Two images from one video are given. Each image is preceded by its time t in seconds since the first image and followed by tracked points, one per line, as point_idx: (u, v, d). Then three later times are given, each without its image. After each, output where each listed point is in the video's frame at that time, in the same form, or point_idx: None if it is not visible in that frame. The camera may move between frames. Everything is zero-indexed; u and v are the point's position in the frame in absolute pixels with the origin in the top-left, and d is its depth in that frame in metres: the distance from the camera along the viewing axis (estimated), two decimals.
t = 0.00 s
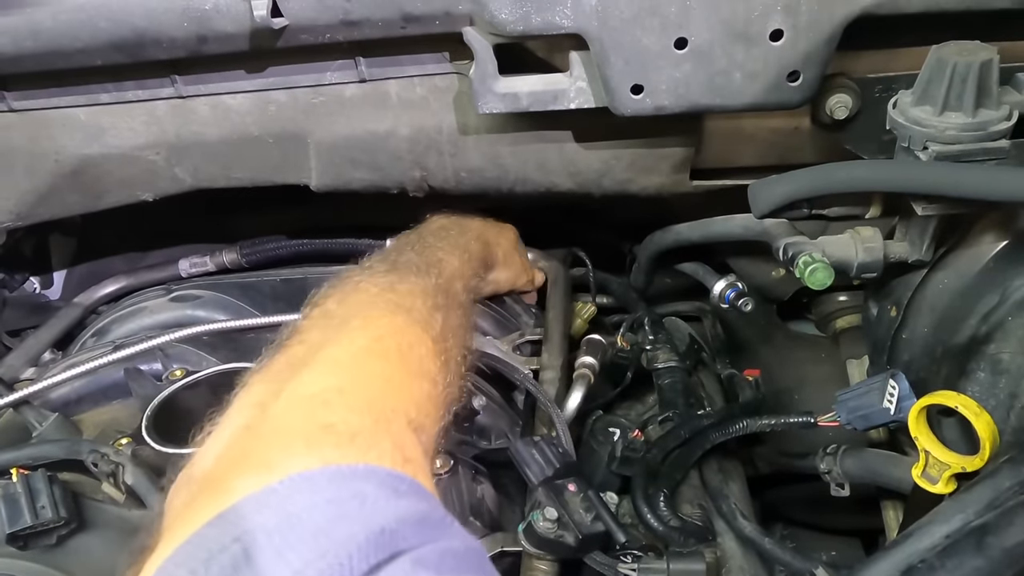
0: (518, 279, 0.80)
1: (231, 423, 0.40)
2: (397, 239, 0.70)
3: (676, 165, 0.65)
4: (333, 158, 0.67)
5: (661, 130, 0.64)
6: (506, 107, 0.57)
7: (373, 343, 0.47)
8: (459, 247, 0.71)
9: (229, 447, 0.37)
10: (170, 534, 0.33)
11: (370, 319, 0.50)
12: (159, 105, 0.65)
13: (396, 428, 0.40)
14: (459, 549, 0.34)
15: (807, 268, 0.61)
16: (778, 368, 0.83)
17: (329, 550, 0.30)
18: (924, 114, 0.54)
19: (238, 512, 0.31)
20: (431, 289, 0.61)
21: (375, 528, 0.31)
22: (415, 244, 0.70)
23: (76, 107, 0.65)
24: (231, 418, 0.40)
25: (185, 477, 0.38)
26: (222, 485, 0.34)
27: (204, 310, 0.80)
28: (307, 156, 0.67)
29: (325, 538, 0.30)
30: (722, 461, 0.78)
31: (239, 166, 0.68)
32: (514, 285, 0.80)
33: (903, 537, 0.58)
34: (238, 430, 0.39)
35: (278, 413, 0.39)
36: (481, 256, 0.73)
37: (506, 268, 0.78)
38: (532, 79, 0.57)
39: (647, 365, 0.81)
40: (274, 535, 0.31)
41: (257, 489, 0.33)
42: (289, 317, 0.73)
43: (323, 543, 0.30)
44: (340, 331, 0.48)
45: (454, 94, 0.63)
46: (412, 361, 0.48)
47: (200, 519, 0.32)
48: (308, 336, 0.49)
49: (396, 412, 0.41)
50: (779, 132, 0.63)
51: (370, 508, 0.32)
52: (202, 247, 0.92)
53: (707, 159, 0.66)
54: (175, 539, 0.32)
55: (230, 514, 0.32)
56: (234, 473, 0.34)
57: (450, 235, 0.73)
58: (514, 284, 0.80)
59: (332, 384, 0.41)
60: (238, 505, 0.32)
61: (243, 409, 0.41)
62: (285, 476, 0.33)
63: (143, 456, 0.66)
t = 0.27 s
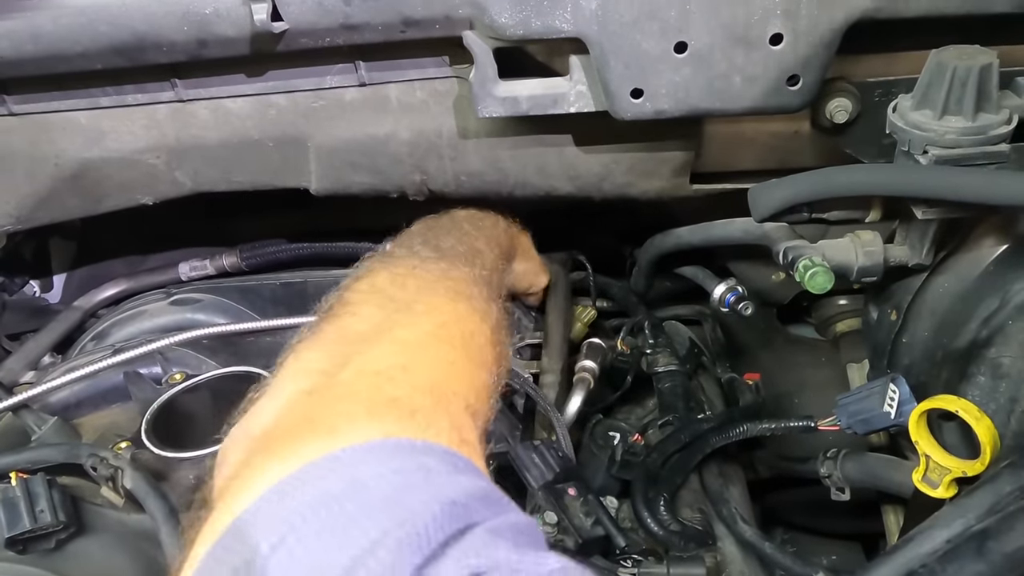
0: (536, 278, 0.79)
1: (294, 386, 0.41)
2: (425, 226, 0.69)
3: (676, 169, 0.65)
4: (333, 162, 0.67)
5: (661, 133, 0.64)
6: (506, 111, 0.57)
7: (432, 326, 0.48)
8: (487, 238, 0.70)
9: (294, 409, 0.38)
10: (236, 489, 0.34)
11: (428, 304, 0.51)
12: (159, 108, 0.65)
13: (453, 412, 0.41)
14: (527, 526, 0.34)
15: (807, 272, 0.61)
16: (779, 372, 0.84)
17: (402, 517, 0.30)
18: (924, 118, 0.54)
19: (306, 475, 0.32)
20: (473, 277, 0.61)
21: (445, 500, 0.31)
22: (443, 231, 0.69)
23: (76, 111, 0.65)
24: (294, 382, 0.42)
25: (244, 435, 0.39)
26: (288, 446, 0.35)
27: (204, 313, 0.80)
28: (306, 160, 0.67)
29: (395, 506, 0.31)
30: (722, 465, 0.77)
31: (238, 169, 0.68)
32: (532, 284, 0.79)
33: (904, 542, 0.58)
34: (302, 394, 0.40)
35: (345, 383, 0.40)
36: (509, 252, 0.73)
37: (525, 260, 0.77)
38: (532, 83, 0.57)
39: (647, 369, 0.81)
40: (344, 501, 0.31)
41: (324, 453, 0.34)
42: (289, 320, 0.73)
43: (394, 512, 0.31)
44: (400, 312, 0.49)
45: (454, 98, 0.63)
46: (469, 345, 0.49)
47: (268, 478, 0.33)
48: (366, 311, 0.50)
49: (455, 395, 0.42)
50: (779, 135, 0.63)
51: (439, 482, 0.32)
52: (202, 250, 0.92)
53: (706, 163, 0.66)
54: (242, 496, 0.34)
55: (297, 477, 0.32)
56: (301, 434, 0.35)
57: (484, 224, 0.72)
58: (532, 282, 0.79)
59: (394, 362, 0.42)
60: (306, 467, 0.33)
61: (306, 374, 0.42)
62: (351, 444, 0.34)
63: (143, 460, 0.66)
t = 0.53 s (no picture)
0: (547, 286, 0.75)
1: (348, 376, 0.43)
2: (446, 235, 0.70)
3: (676, 173, 0.65)
4: (333, 166, 0.67)
5: (662, 137, 0.63)
6: (506, 115, 0.57)
7: (476, 322, 0.50)
8: (507, 248, 0.69)
9: (356, 396, 0.40)
10: (307, 467, 0.36)
11: (471, 301, 0.53)
12: (160, 112, 0.65)
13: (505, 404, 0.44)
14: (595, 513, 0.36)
15: (807, 275, 0.61)
16: (779, 376, 0.84)
17: (484, 495, 0.32)
18: (924, 122, 0.54)
19: (382, 455, 0.34)
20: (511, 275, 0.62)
21: (523, 480, 0.33)
22: (464, 241, 0.68)
23: (76, 114, 0.65)
24: (348, 372, 0.44)
25: (300, 420, 0.41)
26: (358, 429, 0.37)
27: (204, 317, 0.80)
28: (306, 164, 0.67)
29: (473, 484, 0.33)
30: (723, 470, 0.77)
31: (238, 173, 0.68)
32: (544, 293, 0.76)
33: (905, 548, 0.58)
34: (360, 382, 0.42)
35: (404, 373, 0.42)
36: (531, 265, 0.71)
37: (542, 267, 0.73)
38: (532, 87, 0.57)
39: (648, 373, 0.81)
40: (422, 479, 0.33)
41: (397, 434, 0.36)
42: (289, 324, 0.73)
43: (474, 491, 0.32)
44: (445, 307, 0.51)
45: (454, 102, 0.63)
46: (512, 340, 0.51)
47: (344, 456, 0.35)
48: (411, 306, 0.52)
49: (504, 387, 0.45)
50: (779, 139, 0.63)
51: (511, 465, 0.34)
52: (202, 254, 0.92)
53: (706, 166, 0.66)
54: (316, 475, 0.35)
55: (374, 457, 0.34)
56: (369, 418, 0.38)
57: (512, 229, 0.72)
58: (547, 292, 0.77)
59: (447, 355, 0.45)
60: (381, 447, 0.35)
61: (359, 365, 0.44)
62: (422, 426, 0.36)
63: (143, 464, 0.66)
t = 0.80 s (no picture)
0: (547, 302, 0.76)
1: (370, 353, 0.45)
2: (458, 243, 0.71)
3: (676, 176, 0.65)
4: (334, 168, 0.67)
5: (662, 140, 0.63)
6: (506, 118, 0.57)
7: (494, 313, 0.52)
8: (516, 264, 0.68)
9: (378, 371, 0.42)
10: (335, 433, 0.37)
11: (490, 296, 0.54)
12: (160, 115, 0.65)
13: (519, 397, 0.45)
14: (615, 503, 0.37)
15: (807, 278, 0.61)
16: (778, 379, 0.83)
17: (527, 470, 0.33)
18: (924, 125, 0.54)
19: (407, 420, 0.36)
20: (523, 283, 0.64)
21: (559, 459, 0.35)
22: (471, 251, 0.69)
23: (77, 117, 0.65)
24: (369, 349, 0.45)
25: (319, 389, 0.42)
26: (381, 398, 0.39)
27: (205, 320, 0.80)
28: (307, 167, 0.67)
29: (513, 459, 0.34)
30: (723, 473, 0.77)
31: (239, 176, 0.68)
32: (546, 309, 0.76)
33: (906, 551, 0.58)
34: (382, 359, 0.43)
35: (426, 355, 0.44)
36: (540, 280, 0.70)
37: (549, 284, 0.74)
38: (532, 90, 0.57)
39: (648, 376, 0.81)
40: (459, 448, 0.34)
41: (422, 404, 0.37)
42: (288, 327, 0.73)
43: (516, 467, 0.33)
44: (464, 300, 0.53)
45: (454, 104, 0.63)
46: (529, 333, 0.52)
47: (371, 423, 0.37)
48: (431, 295, 0.53)
49: (517, 381, 0.46)
50: (779, 142, 0.63)
51: (541, 445, 0.35)
52: (202, 256, 0.92)
53: (706, 169, 0.66)
54: (341, 439, 0.37)
55: (400, 422, 0.36)
56: (393, 389, 0.39)
57: (526, 248, 0.73)
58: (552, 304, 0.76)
59: (467, 343, 0.46)
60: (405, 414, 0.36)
61: (380, 345, 0.46)
62: (445, 401, 0.38)
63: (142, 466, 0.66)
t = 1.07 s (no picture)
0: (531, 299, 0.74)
1: (348, 341, 0.43)
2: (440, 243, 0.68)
3: (676, 179, 0.65)
4: (334, 171, 0.67)
5: (661, 143, 0.64)
6: (506, 120, 0.57)
7: (471, 308, 0.51)
8: (495, 261, 0.68)
9: (358, 356, 0.41)
10: (319, 416, 0.36)
11: (465, 286, 0.55)
12: (161, 118, 0.65)
13: (498, 387, 0.45)
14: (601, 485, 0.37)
15: (807, 281, 0.61)
16: (778, 381, 0.84)
17: (520, 450, 0.32)
18: (924, 128, 0.54)
19: (395, 403, 0.34)
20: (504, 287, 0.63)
21: (549, 438, 0.34)
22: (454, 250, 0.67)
23: (78, 120, 0.65)
24: (347, 337, 0.44)
25: (299, 379, 0.41)
26: (365, 382, 0.37)
27: (205, 322, 0.80)
28: (307, 169, 0.67)
29: (503, 438, 0.33)
30: (723, 476, 0.77)
31: (239, 178, 0.68)
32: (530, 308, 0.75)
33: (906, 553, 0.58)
34: (361, 347, 0.42)
35: (407, 342, 0.43)
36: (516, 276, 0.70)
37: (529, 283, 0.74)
38: (532, 92, 0.57)
39: (648, 378, 0.81)
40: (447, 429, 0.32)
41: (409, 387, 0.36)
42: (288, 330, 0.73)
43: (508, 447, 0.32)
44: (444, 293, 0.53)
45: (454, 107, 0.63)
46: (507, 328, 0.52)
47: (359, 404, 0.35)
48: (411, 289, 0.53)
49: (496, 367, 0.47)
50: (779, 145, 0.63)
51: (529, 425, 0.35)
52: (202, 259, 0.92)
53: (706, 172, 0.66)
54: (325, 421, 0.35)
55: (387, 405, 0.34)
56: (377, 374, 0.38)
57: (496, 245, 0.72)
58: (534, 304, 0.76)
59: (446, 331, 0.46)
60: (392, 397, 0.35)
61: (357, 334, 0.44)
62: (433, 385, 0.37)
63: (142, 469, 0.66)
